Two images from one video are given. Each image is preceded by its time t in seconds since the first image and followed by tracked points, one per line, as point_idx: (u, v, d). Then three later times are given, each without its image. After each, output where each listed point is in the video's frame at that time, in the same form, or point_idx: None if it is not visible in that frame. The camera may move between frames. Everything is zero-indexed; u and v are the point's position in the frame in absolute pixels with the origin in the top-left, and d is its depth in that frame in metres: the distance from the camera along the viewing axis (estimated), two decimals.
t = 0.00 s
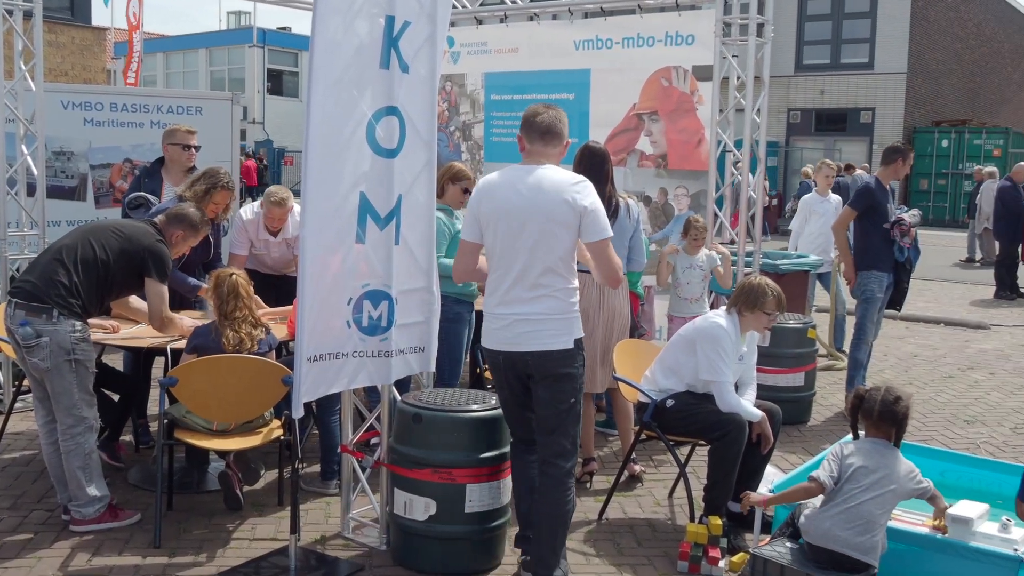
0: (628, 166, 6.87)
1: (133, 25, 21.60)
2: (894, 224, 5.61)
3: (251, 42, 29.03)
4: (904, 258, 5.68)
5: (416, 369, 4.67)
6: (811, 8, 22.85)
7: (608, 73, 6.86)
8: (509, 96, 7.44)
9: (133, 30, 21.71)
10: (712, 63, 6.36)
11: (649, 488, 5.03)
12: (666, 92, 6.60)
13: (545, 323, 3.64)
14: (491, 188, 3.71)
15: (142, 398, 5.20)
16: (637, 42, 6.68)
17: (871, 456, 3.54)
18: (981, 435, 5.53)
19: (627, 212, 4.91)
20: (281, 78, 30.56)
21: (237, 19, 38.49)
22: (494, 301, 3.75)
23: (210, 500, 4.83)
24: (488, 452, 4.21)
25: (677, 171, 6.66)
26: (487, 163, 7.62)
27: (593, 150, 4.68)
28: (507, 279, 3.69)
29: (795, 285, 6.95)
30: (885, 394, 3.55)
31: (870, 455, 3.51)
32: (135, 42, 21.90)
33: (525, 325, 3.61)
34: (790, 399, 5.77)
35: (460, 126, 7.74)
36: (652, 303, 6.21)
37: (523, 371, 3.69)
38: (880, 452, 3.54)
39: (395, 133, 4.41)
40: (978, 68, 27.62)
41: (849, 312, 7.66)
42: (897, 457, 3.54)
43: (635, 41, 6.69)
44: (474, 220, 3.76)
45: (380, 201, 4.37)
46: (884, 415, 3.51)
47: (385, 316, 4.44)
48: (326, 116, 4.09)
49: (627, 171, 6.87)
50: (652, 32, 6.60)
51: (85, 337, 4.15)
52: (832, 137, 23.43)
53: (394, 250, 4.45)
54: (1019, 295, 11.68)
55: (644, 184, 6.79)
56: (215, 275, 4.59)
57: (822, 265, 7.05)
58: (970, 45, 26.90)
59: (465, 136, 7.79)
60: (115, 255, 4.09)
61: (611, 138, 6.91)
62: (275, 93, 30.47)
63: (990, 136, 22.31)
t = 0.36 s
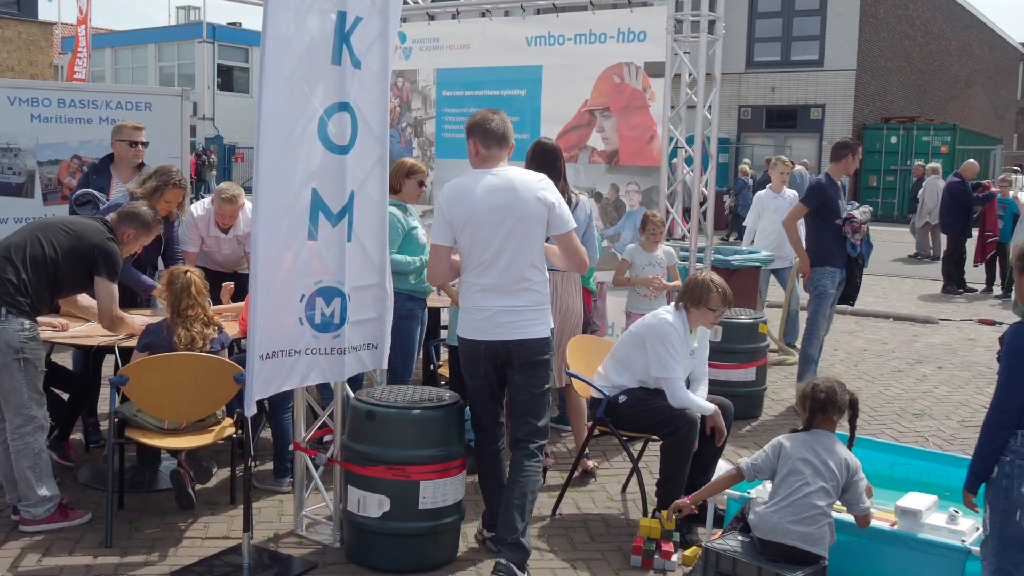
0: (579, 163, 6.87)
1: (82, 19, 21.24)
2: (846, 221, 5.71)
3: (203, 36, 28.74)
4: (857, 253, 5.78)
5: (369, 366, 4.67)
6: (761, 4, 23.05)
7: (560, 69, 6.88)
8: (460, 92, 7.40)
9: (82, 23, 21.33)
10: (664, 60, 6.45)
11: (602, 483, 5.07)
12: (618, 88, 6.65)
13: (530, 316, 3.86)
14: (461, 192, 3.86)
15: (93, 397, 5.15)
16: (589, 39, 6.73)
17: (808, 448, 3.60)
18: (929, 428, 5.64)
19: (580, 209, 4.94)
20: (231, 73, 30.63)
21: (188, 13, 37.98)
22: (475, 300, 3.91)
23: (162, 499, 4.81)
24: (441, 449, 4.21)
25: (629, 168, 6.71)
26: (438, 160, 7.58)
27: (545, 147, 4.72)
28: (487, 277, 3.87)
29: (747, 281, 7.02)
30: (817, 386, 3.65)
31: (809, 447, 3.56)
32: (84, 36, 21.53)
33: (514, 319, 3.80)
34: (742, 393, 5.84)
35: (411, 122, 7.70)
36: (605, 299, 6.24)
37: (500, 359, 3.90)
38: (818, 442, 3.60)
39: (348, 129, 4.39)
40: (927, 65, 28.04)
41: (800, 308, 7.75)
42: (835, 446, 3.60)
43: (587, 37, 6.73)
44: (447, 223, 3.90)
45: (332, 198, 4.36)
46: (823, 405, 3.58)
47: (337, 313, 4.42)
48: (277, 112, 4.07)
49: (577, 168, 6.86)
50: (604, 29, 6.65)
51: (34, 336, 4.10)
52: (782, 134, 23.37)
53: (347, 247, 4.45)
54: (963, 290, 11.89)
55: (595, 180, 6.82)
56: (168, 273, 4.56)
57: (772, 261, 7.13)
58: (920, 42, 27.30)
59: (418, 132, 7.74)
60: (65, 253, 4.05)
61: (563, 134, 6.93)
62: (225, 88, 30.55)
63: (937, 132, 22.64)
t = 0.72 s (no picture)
0: (539, 159, 6.89)
1: (34, 13, 20.89)
2: (804, 217, 5.78)
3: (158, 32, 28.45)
4: (813, 250, 5.89)
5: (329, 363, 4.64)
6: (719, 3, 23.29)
7: (520, 65, 6.89)
8: (419, 88, 7.37)
9: (34, 18, 20.98)
10: (623, 57, 6.50)
11: (563, 479, 5.08)
12: (579, 85, 6.69)
13: (491, 296, 4.31)
14: (429, 182, 4.12)
15: (46, 397, 5.07)
16: (548, 35, 6.74)
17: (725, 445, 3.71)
18: (884, 421, 5.73)
19: (541, 204, 4.95)
20: (187, 69, 30.48)
21: (143, 9, 37.52)
22: (443, 286, 4.20)
23: (118, 499, 4.75)
24: (401, 446, 4.20)
25: (589, 165, 6.74)
26: (398, 156, 7.55)
27: (505, 143, 4.73)
28: (455, 263, 4.20)
29: (706, 277, 7.08)
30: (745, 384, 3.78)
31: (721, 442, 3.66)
32: (35, 31, 21.18)
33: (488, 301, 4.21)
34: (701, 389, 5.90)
35: (371, 119, 7.66)
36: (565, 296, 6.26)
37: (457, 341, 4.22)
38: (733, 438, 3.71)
39: (306, 124, 4.36)
40: (882, 64, 28.38)
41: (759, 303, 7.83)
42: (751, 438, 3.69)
43: (547, 34, 6.75)
44: (415, 211, 4.12)
45: (290, 194, 4.32)
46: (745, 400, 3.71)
47: (296, 310, 4.40)
48: (234, 108, 4.03)
49: (538, 164, 6.88)
50: (564, 26, 6.67)
51: None
52: (742, 131, 23.59)
53: (305, 243, 4.42)
54: (918, 285, 12.06)
55: (556, 177, 6.84)
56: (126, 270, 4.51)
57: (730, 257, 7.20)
58: (875, 41, 27.61)
59: (377, 128, 7.71)
60: (19, 252, 3.95)
61: (523, 131, 6.94)
62: (183, 83, 30.33)
63: (892, 129, 23.05)
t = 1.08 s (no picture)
0: (497, 158, 6.90)
1: None
2: (757, 215, 5.83)
3: (109, 27, 28.07)
4: (767, 247, 5.96)
5: (283, 363, 4.60)
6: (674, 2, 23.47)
7: (476, 63, 6.88)
8: (377, 86, 7.35)
9: None
10: (579, 56, 6.52)
11: (520, 477, 5.07)
12: (535, 83, 6.70)
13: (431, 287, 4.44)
14: (397, 183, 4.12)
15: None
16: (504, 34, 6.73)
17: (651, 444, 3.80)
18: (837, 416, 5.80)
19: (496, 203, 4.93)
20: (140, 65, 30.16)
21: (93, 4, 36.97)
22: (405, 283, 4.26)
23: (68, 504, 4.67)
24: (356, 445, 4.17)
25: (545, 163, 6.76)
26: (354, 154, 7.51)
27: (460, 142, 4.72)
28: (416, 262, 4.27)
29: (662, 275, 7.12)
30: (669, 381, 3.88)
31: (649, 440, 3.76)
32: None
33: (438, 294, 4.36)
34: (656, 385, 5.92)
35: (326, 116, 7.61)
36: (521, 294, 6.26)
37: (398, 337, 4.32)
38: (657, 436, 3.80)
39: (257, 123, 4.32)
40: (836, 65, 28.75)
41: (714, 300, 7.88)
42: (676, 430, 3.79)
43: (502, 33, 6.74)
44: (388, 212, 4.10)
45: (242, 192, 4.27)
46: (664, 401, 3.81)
47: (249, 310, 4.35)
48: (186, 107, 3.98)
49: (495, 162, 6.88)
50: (519, 24, 6.67)
51: None
52: (698, 130, 23.73)
53: (258, 242, 4.37)
54: (870, 281, 12.22)
55: (513, 176, 6.85)
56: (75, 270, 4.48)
57: (686, 254, 7.25)
58: (828, 41, 27.94)
59: (333, 126, 7.66)
60: None
61: (480, 129, 6.95)
62: (133, 80, 30.03)
63: (844, 129, 23.34)
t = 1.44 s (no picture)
0: (445, 157, 6.89)
1: None
2: (702, 214, 5.87)
3: (50, 25, 27.63)
4: (712, 245, 5.96)
5: (228, 365, 4.55)
6: (623, 2, 23.65)
7: (424, 63, 6.89)
8: (326, 86, 7.35)
9: None
10: (526, 55, 6.54)
11: (469, 477, 5.06)
12: (483, 83, 6.69)
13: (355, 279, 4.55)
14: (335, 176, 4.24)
15: None
16: (451, 33, 6.75)
17: (625, 439, 3.75)
18: (783, 412, 5.87)
19: (444, 202, 4.92)
20: (83, 63, 29.75)
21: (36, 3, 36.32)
22: (340, 273, 4.37)
23: (8, 511, 4.58)
24: (302, 447, 4.14)
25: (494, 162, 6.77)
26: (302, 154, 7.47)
27: (407, 141, 4.73)
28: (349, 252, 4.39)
29: (610, 274, 7.17)
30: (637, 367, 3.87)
31: (620, 434, 3.75)
32: None
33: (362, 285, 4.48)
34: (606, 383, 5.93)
35: (273, 116, 7.56)
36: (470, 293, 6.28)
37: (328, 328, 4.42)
38: (632, 430, 3.76)
39: (200, 123, 4.26)
40: (782, 65, 29.10)
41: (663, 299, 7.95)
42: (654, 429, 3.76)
43: (450, 32, 6.75)
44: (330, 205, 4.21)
45: (185, 193, 4.22)
46: (626, 388, 3.82)
47: (192, 312, 4.30)
48: (126, 106, 3.93)
49: (444, 162, 6.87)
50: (466, 23, 6.68)
51: None
52: (646, 128, 23.94)
53: (201, 244, 4.32)
54: (816, 278, 12.37)
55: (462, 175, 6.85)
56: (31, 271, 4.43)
57: (634, 253, 7.30)
58: (775, 41, 28.26)
59: (280, 125, 7.61)
60: None
61: (429, 128, 6.95)
62: (75, 79, 29.79)
63: (790, 128, 23.77)
